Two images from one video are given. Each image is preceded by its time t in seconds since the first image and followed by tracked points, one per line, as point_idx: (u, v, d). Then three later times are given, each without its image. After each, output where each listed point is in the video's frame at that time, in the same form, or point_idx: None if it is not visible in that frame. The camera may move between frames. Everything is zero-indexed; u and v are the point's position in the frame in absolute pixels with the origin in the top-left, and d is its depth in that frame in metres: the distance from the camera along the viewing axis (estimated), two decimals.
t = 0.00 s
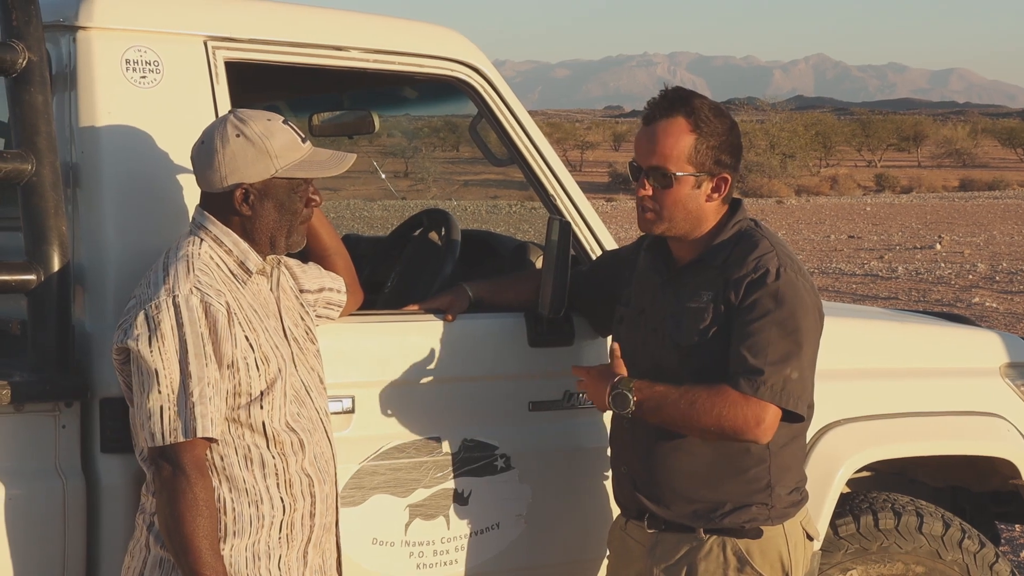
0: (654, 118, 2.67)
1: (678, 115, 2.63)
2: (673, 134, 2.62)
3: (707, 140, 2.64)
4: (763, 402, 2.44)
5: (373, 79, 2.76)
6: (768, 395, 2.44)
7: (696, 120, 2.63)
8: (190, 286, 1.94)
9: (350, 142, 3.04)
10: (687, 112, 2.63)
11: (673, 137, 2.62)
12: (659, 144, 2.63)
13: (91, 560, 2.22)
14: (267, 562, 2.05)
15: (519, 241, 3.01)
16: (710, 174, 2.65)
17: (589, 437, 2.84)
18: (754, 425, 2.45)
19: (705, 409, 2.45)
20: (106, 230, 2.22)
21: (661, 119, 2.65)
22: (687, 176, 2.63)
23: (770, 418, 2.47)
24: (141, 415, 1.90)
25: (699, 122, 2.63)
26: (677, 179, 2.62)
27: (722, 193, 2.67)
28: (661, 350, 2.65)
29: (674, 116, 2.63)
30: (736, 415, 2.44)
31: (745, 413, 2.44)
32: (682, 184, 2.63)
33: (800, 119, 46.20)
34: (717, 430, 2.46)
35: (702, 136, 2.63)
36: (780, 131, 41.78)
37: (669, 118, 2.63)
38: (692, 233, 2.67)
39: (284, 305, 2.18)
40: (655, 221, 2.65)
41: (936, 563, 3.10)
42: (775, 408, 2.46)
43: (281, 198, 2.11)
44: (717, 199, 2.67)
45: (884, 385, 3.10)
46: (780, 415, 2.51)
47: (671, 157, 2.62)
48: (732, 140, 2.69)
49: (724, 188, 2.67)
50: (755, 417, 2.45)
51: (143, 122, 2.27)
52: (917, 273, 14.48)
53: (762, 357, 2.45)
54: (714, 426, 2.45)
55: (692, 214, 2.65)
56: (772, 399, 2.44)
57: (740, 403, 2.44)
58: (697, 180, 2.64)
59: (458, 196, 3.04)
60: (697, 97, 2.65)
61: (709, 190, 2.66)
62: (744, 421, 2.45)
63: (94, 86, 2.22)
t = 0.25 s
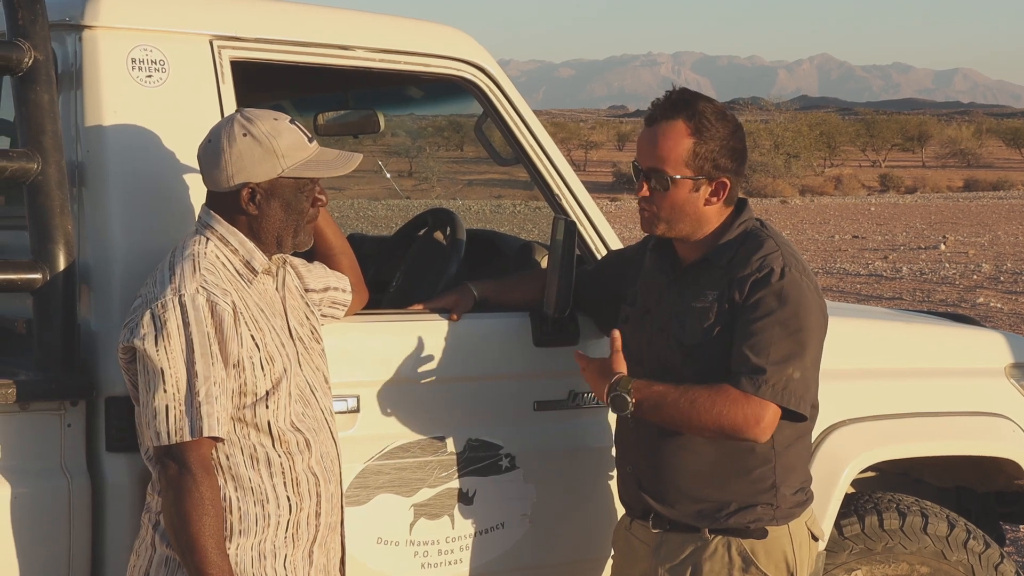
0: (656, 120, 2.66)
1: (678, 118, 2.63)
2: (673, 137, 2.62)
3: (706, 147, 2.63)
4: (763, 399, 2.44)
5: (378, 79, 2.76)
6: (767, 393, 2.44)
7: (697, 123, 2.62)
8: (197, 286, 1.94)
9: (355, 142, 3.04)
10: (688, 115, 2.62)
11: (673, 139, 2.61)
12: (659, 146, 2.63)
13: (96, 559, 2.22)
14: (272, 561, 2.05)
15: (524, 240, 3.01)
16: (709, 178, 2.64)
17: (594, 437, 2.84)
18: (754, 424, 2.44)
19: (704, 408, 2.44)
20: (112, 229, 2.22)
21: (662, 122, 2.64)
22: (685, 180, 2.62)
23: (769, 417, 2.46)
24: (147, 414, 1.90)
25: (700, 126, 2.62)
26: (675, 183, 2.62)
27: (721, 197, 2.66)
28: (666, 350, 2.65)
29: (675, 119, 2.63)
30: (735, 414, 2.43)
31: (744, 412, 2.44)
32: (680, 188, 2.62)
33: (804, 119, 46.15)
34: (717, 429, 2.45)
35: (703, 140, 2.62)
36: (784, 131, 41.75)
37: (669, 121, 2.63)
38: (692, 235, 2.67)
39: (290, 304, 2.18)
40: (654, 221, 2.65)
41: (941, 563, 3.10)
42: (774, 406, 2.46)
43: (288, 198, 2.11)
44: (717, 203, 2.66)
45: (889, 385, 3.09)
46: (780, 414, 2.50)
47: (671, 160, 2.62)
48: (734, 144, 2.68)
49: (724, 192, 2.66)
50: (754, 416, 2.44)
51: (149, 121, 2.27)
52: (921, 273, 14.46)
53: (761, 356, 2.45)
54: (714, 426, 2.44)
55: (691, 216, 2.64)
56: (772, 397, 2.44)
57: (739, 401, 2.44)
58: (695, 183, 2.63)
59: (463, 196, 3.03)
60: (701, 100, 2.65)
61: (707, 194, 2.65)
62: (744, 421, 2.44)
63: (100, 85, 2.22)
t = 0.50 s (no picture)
0: (661, 120, 2.67)
1: (682, 118, 2.63)
2: (678, 137, 2.62)
3: (712, 147, 2.62)
4: (758, 403, 2.44)
5: (383, 79, 2.77)
6: (764, 398, 2.43)
7: (702, 123, 2.62)
8: (202, 285, 1.94)
9: (360, 141, 3.05)
10: (693, 115, 2.63)
11: (677, 140, 2.62)
12: (664, 146, 2.63)
13: (102, 558, 2.22)
14: (278, 560, 2.05)
15: (529, 240, 3.00)
16: (714, 178, 2.63)
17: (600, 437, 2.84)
18: (748, 427, 2.45)
19: (701, 425, 2.42)
20: (117, 228, 2.22)
21: (668, 121, 2.65)
22: (690, 180, 2.62)
23: (761, 417, 2.46)
24: (152, 413, 1.90)
25: (705, 126, 2.62)
26: (680, 183, 2.62)
27: (727, 197, 2.65)
28: (671, 350, 2.63)
29: (680, 119, 2.63)
30: (731, 424, 2.43)
31: (738, 416, 2.44)
32: (685, 188, 2.62)
33: (808, 118, 46.10)
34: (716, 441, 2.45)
35: (708, 140, 2.62)
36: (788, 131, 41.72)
37: (674, 120, 2.63)
38: (697, 234, 2.66)
39: (295, 304, 2.18)
40: (659, 222, 2.65)
41: (945, 564, 3.09)
42: (766, 408, 2.46)
43: (294, 197, 2.11)
44: (722, 203, 2.66)
45: (893, 385, 3.09)
46: (774, 414, 2.49)
47: (675, 161, 2.62)
48: (740, 144, 2.67)
49: (729, 192, 2.65)
50: (747, 419, 2.44)
51: (155, 120, 2.27)
52: (925, 273, 14.43)
53: (757, 358, 2.44)
54: (713, 439, 2.44)
55: (696, 216, 2.64)
56: (768, 401, 2.43)
57: (732, 407, 2.43)
58: (700, 183, 2.62)
59: (468, 195, 3.04)
60: (707, 101, 2.65)
61: (713, 195, 2.64)
62: (738, 425, 2.44)
63: (106, 84, 2.22)
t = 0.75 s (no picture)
0: (664, 117, 2.67)
1: (685, 116, 2.63)
2: (680, 135, 2.61)
3: (714, 144, 2.62)
4: (765, 404, 2.43)
5: (386, 78, 2.76)
6: (773, 400, 2.43)
7: (703, 121, 2.62)
8: (204, 284, 1.94)
9: (363, 141, 3.06)
10: (696, 113, 2.62)
11: (679, 137, 2.61)
12: (665, 143, 2.62)
13: (104, 558, 2.22)
14: (280, 560, 2.05)
15: (531, 239, 3.00)
16: (716, 176, 2.63)
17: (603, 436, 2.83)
18: (754, 430, 2.44)
19: (708, 429, 2.42)
20: (120, 228, 2.22)
21: (670, 119, 2.65)
22: (691, 177, 2.61)
23: (767, 418, 2.46)
24: (155, 412, 1.90)
25: (707, 123, 2.62)
26: (681, 180, 2.61)
27: (728, 196, 2.65)
28: (673, 350, 2.62)
29: (682, 117, 2.63)
30: (739, 427, 2.43)
31: (744, 418, 2.43)
32: (686, 185, 2.61)
33: (811, 118, 46.05)
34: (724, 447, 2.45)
35: (709, 137, 2.62)
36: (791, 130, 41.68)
37: (677, 118, 2.63)
38: (698, 232, 2.65)
39: (298, 303, 2.18)
40: (660, 219, 2.64)
41: (949, 563, 3.09)
42: (773, 409, 2.45)
43: (296, 197, 2.11)
44: (724, 201, 2.65)
45: (897, 385, 3.08)
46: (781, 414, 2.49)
47: (676, 158, 2.61)
48: (742, 143, 2.67)
49: (731, 190, 2.64)
50: (754, 421, 2.44)
51: (157, 120, 2.27)
52: (929, 272, 14.42)
53: (763, 360, 2.44)
54: (721, 443, 2.44)
55: (697, 213, 2.63)
56: (776, 403, 2.43)
57: (738, 410, 2.43)
58: (702, 181, 2.62)
59: (472, 194, 3.04)
60: (710, 99, 2.65)
61: (714, 192, 2.63)
62: (745, 428, 2.44)
63: (109, 84, 2.22)
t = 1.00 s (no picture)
0: (664, 115, 2.66)
1: (686, 114, 2.62)
2: (680, 132, 2.61)
3: (714, 141, 2.62)
4: (767, 404, 2.43)
5: (386, 78, 2.76)
6: (775, 401, 2.43)
7: (704, 119, 2.62)
8: (204, 284, 1.94)
9: (364, 141, 3.05)
10: (696, 111, 2.62)
11: (679, 135, 2.61)
12: (666, 141, 2.62)
13: (105, 558, 2.22)
14: (280, 559, 2.05)
15: (532, 239, 3.00)
16: (716, 174, 2.63)
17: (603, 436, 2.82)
18: (758, 429, 2.44)
19: (711, 428, 2.42)
20: (120, 228, 2.22)
21: (671, 116, 2.64)
22: (691, 175, 2.61)
23: (771, 418, 2.45)
24: (154, 412, 1.90)
25: (707, 121, 2.62)
26: (682, 177, 2.61)
27: (728, 194, 2.64)
28: (673, 350, 2.62)
29: (682, 114, 2.62)
30: (742, 427, 2.43)
31: (747, 418, 2.43)
32: (686, 182, 2.61)
33: (812, 117, 46.02)
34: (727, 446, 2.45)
35: (710, 135, 2.62)
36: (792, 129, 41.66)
37: (677, 116, 2.63)
38: (698, 231, 2.65)
39: (298, 303, 2.18)
40: (660, 218, 2.64)
41: (949, 562, 3.09)
42: (777, 408, 2.45)
43: (295, 196, 2.11)
44: (724, 199, 2.65)
45: (898, 383, 3.08)
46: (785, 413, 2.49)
47: (677, 155, 2.61)
48: (742, 141, 2.67)
49: (731, 188, 2.64)
50: (757, 421, 2.44)
51: (157, 120, 2.27)
52: (930, 271, 14.41)
53: (765, 359, 2.44)
54: (724, 443, 2.44)
55: (698, 212, 2.63)
56: (779, 403, 2.43)
57: (741, 410, 2.43)
58: (702, 179, 2.62)
59: (472, 194, 3.02)
60: (711, 97, 2.64)
61: (714, 190, 2.63)
62: (748, 428, 2.43)
63: (108, 84, 2.22)
